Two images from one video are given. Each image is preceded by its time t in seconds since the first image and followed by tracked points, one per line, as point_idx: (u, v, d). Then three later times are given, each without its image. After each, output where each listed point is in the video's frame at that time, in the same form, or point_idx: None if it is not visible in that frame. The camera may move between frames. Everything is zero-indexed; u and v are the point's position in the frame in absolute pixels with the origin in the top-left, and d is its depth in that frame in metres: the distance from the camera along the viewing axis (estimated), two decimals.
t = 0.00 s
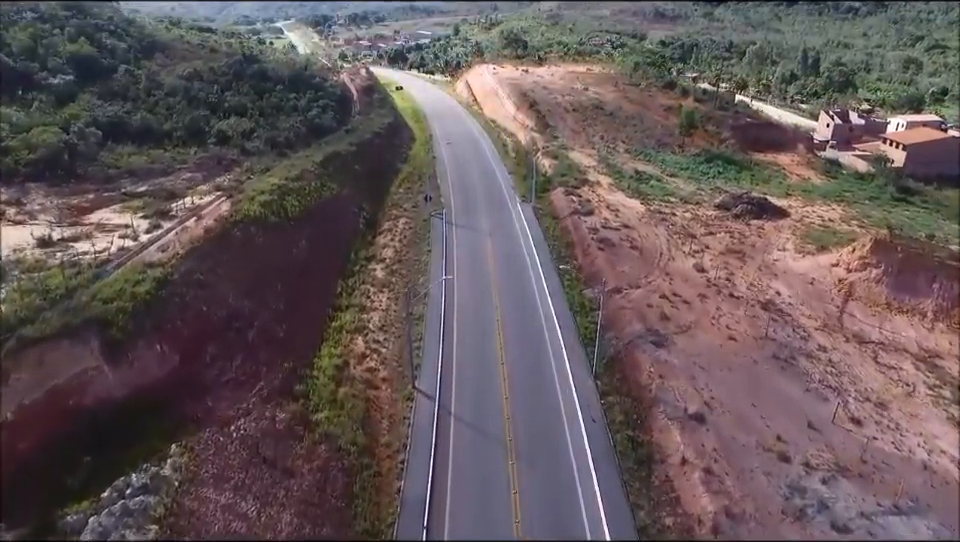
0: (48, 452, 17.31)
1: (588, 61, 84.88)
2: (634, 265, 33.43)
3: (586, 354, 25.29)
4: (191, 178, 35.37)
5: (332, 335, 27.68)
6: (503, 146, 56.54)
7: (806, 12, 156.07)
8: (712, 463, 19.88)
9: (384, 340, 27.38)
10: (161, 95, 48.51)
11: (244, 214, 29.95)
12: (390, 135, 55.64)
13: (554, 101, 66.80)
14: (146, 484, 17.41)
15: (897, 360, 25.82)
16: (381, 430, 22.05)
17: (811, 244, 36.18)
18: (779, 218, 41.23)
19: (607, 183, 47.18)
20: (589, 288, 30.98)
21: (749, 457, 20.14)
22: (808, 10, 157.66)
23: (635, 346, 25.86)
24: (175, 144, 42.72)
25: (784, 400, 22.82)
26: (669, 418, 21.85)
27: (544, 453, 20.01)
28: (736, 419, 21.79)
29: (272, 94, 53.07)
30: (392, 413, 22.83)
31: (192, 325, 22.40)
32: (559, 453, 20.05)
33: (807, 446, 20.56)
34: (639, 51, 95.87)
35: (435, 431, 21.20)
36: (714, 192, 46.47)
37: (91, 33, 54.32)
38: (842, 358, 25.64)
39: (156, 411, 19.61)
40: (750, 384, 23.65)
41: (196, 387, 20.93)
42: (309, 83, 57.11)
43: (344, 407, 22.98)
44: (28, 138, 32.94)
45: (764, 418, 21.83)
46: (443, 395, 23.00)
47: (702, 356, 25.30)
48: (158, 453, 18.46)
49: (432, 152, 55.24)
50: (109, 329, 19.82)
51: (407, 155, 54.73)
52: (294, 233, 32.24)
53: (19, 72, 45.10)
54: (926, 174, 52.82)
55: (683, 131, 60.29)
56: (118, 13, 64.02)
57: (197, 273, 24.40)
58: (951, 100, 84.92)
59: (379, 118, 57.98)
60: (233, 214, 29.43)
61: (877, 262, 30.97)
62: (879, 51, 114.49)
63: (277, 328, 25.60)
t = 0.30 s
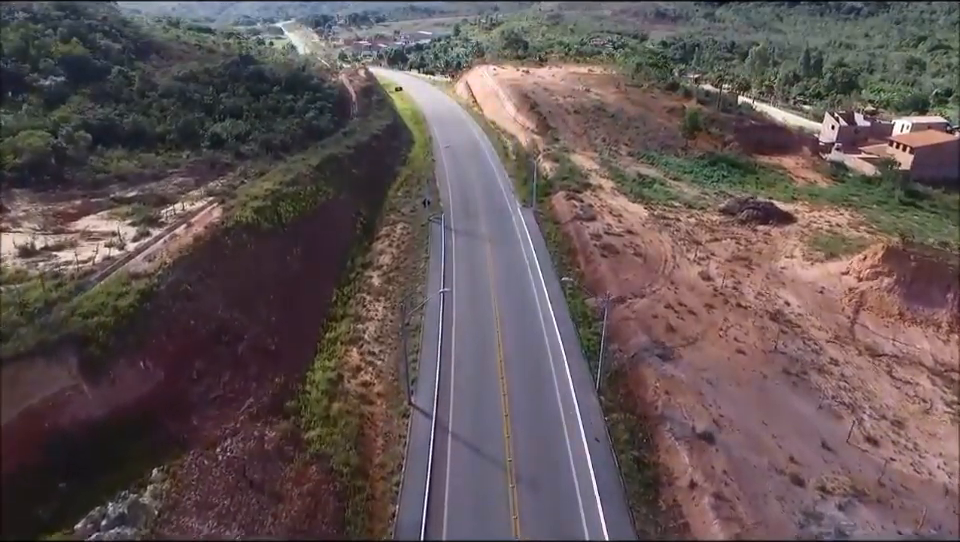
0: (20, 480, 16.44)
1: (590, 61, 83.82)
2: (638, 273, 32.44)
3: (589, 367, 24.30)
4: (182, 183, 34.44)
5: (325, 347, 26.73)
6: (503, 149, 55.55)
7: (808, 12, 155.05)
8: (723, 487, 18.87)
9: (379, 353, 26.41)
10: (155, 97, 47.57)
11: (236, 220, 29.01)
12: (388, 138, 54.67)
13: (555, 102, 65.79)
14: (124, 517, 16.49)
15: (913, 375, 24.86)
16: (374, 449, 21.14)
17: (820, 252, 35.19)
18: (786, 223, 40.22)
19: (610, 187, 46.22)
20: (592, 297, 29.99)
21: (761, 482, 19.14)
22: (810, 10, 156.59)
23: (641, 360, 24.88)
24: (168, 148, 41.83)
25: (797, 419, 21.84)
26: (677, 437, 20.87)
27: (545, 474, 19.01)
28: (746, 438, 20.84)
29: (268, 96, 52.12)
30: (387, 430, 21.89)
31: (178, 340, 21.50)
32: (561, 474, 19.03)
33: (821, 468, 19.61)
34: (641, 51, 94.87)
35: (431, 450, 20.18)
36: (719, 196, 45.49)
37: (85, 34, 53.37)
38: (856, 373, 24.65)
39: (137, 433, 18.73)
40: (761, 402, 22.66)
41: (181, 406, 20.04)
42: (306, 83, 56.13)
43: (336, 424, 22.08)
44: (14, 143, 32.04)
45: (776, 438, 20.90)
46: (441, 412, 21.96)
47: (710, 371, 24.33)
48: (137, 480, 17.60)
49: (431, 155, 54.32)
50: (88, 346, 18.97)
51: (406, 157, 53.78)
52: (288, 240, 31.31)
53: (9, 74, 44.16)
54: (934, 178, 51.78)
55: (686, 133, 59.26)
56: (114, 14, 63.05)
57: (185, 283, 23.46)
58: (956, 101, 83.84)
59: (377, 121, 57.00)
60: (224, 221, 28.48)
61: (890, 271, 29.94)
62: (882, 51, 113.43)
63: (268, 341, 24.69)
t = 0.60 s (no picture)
0: None
1: (591, 62, 82.85)
2: (642, 280, 31.54)
3: (592, 381, 23.35)
4: (174, 187, 33.57)
5: (319, 358, 25.79)
6: (504, 151, 54.60)
7: (810, 13, 153.93)
8: (734, 512, 17.97)
9: (375, 366, 25.41)
10: (149, 98, 46.67)
11: (228, 227, 28.12)
12: (387, 140, 53.80)
13: (557, 104, 64.89)
14: None
15: (929, 390, 24.03)
16: (369, 469, 20.25)
17: (829, 258, 34.29)
18: (793, 228, 39.35)
19: (612, 190, 45.35)
20: (595, 306, 29.08)
21: (775, 506, 18.23)
22: (812, 10, 155.46)
23: (646, 374, 23.99)
24: (161, 152, 41.00)
25: (810, 437, 20.95)
26: (684, 457, 20.02)
27: (548, 497, 18.00)
28: (758, 459, 19.96)
29: (265, 97, 51.20)
30: (382, 447, 20.97)
31: (164, 355, 20.65)
32: (564, 496, 18.02)
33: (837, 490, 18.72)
34: (643, 52, 93.91)
35: (428, 467, 19.35)
36: (724, 200, 44.60)
37: (78, 33, 52.44)
38: (870, 387, 23.80)
39: (120, 454, 17.90)
40: (772, 419, 21.75)
41: (166, 424, 19.22)
42: (304, 85, 55.22)
43: (329, 442, 21.15)
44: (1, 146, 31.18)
45: (789, 458, 20.03)
46: (439, 429, 20.96)
47: (718, 385, 23.42)
48: (117, 507, 16.80)
49: (430, 157, 53.49)
50: (66, 366, 18.18)
51: (405, 160, 52.88)
52: (283, 246, 30.45)
53: None
54: (942, 181, 50.85)
55: (690, 135, 58.30)
56: (109, 13, 62.09)
57: (172, 295, 22.57)
58: None
59: (376, 122, 56.09)
60: (215, 228, 27.58)
61: (903, 279, 29.13)
62: (885, 52, 112.45)
63: (259, 353, 23.80)
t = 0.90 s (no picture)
0: None
1: (593, 62, 81.85)
2: (646, 288, 30.64)
3: (595, 395, 22.41)
4: (166, 192, 32.75)
5: (312, 372, 24.80)
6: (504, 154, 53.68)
7: (812, 13, 152.77)
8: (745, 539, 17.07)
9: (371, 378, 24.37)
10: (143, 100, 45.83)
11: (219, 234, 27.23)
12: (385, 142, 52.93)
13: (558, 105, 63.97)
14: None
15: (946, 406, 23.31)
16: (363, 489, 19.23)
17: (837, 265, 33.39)
18: (800, 234, 38.45)
19: (614, 194, 44.47)
20: (598, 317, 28.17)
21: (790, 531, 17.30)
22: (813, 10, 154.34)
23: (652, 389, 23.06)
24: (154, 155, 40.17)
25: (824, 457, 20.07)
26: (693, 479, 19.12)
27: (549, 520, 17.17)
28: (769, 480, 19.08)
29: (261, 98, 50.32)
30: (377, 467, 19.93)
31: (148, 371, 19.76)
32: (565, 520, 17.18)
33: (854, 514, 17.81)
34: (645, 52, 92.94)
35: (425, 485, 18.50)
36: (729, 205, 43.70)
37: (72, 33, 51.57)
38: (884, 403, 23.04)
39: (99, 478, 17.34)
40: (783, 437, 20.86)
41: (149, 444, 18.46)
42: (301, 86, 54.35)
43: (321, 463, 20.20)
44: None
45: (802, 480, 19.12)
46: (436, 447, 20.00)
47: (727, 400, 22.52)
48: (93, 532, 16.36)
49: (429, 159, 52.65)
50: (43, 384, 17.43)
51: (403, 163, 52.01)
52: (276, 253, 29.55)
53: None
54: (950, 184, 49.95)
55: (693, 138, 57.39)
56: (104, 13, 61.20)
57: (158, 307, 21.68)
58: None
59: (374, 124, 55.19)
60: (206, 236, 26.69)
61: (915, 288, 28.15)
62: (888, 52, 111.44)
63: (250, 367, 22.86)
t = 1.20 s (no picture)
0: None
1: (594, 63, 80.96)
2: (650, 296, 29.77)
3: (598, 410, 21.57)
4: (157, 197, 31.96)
5: (305, 385, 23.94)
6: (505, 156, 52.85)
7: (813, 13, 151.90)
8: None
9: (366, 392, 23.62)
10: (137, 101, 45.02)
11: (210, 241, 26.41)
12: (384, 145, 52.10)
13: (559, 107, 63.09)
14: None
15: None
16: (357, 511, 18.45)
17: (846, 273, 32.56)
18: (806, 239, 37.58)
19: (616, 198, 43.63)
20: (600, 327, 27.32)
21: None
22: (815, 10, 153.43)
23: (658, 404, 22.17)
24: (147, 158, 39.38)
25: (838, 478, 19.18)
26: (700, 501, 18.21)
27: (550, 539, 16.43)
28: (781, 502, 18.18)
29: (257, 100, 49.53)
30: (372, 487, 19.11)
31: (132, 387, 19.00)
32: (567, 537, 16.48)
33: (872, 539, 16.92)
34: (647, 53, 92.10)
35: (421, 504, 17.79)
36: (734, 209, 42.85)
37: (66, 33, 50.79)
38: (900, 420, 22.27)
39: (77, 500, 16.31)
40: (794, 457, 20.00)
41: (132, 463, 17.66)
42: (298, 87, 53.54)
43: (312, 483, 19.36)
44: None
45: (815, 502, 18.24)
46: (432, 467, 19.17)
47: (735, 417, 21.66)
48: None
49: (428, 162, 51.83)
50: (20, 404, 16.72)
51: (402, 167, 51.19)
52: (269, 260, 28.73)
53: None
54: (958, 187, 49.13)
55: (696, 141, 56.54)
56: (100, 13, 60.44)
57: (145, 318, 20.91)
58: None
59: (372, 127, 54.33)
60: (196, 243, 25.86)
61: (928, 298, 27.33)
62: (890, 52, 110.58)
63: (240, 381, 22.10)
